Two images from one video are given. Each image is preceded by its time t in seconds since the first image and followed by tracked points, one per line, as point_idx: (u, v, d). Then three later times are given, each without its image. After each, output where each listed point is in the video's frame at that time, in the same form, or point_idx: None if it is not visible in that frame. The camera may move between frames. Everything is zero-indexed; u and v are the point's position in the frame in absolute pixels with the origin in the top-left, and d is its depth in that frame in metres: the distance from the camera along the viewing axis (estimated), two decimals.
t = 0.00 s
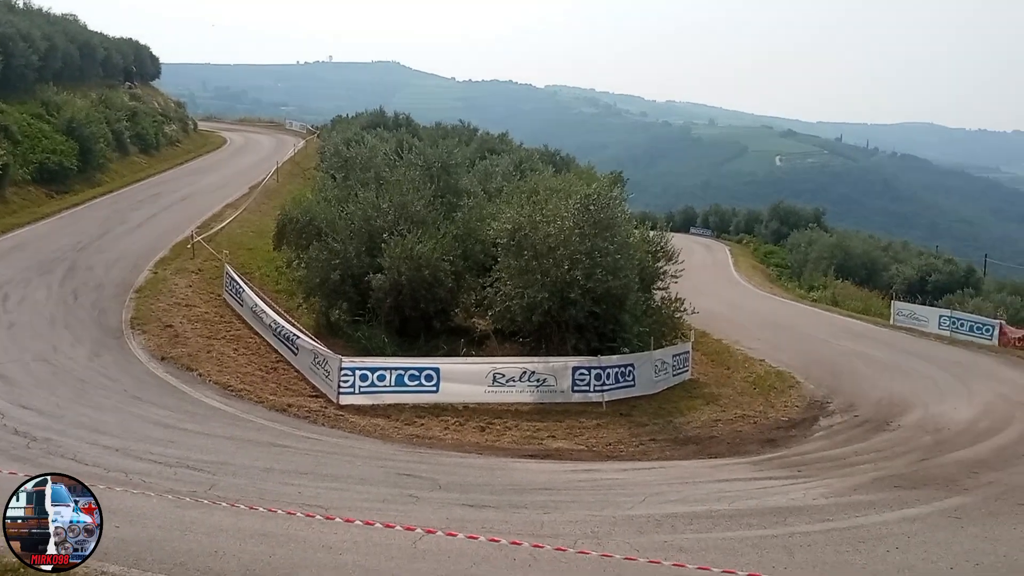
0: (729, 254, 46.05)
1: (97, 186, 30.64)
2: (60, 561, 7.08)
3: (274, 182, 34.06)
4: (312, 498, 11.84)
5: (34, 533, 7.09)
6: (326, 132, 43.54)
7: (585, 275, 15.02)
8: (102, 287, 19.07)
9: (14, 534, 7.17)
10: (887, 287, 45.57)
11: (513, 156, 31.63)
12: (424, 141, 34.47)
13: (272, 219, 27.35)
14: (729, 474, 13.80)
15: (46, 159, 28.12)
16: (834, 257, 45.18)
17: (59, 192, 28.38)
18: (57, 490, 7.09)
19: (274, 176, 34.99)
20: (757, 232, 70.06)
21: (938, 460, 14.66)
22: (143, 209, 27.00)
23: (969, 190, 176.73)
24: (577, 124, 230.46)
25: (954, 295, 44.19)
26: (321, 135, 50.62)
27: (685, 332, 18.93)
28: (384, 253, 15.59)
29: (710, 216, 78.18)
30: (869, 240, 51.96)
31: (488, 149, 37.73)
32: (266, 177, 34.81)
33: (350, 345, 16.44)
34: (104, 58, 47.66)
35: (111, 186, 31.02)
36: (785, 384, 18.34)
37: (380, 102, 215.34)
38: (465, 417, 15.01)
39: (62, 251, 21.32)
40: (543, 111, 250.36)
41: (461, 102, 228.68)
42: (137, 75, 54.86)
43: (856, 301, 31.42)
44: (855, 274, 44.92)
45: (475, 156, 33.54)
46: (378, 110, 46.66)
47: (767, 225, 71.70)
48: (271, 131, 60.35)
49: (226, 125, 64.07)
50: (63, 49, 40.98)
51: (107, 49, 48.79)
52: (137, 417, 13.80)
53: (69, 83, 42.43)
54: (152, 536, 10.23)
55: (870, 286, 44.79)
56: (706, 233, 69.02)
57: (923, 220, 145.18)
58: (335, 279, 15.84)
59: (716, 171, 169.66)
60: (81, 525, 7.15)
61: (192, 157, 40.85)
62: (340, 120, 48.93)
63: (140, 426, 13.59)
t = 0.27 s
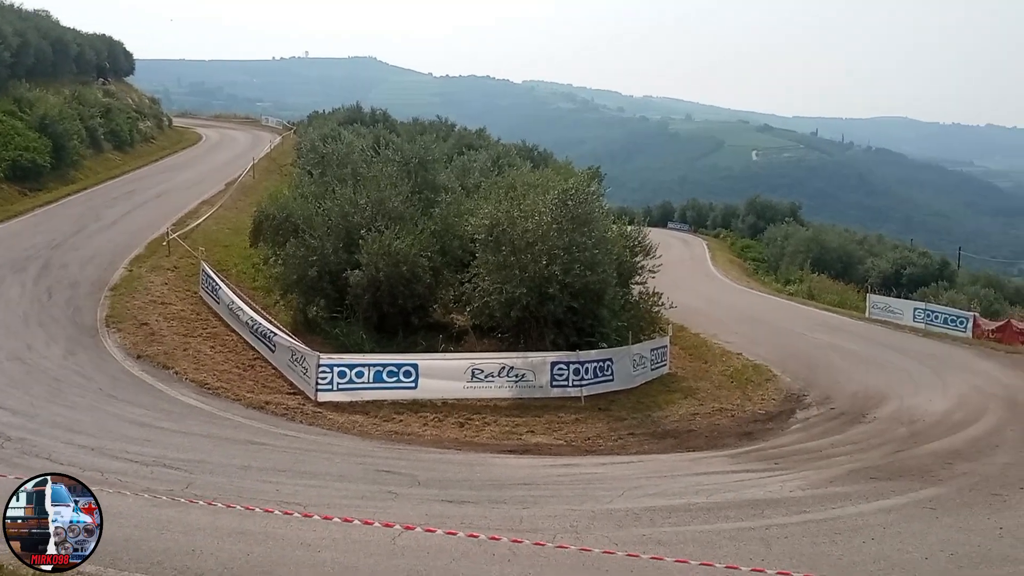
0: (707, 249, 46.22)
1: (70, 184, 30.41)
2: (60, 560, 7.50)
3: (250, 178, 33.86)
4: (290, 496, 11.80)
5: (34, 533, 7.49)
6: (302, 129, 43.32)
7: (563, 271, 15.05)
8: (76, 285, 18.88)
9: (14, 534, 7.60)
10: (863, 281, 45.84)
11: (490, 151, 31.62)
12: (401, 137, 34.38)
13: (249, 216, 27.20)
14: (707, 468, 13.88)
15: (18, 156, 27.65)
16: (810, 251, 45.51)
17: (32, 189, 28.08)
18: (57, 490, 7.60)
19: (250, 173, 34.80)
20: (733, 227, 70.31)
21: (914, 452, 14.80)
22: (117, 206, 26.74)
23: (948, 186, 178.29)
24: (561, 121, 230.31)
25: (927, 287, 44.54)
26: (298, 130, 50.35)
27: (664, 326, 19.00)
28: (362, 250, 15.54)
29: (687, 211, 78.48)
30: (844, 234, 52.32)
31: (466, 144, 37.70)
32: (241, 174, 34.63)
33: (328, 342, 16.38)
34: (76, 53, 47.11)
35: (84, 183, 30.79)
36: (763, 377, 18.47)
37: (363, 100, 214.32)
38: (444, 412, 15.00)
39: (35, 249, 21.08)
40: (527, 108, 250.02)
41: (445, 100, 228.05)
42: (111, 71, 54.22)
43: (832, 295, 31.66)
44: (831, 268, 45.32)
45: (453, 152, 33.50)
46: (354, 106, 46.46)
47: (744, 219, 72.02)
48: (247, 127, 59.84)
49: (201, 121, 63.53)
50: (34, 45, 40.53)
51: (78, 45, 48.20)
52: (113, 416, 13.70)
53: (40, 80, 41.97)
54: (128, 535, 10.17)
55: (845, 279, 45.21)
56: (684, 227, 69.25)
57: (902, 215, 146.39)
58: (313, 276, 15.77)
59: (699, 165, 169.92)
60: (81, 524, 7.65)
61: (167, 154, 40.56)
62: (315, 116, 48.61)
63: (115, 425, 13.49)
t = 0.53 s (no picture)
0: (678, 253, 46.43)
1: (36, 186, 30.11)
2: (60, 560, 8.03)
3: (219, 181, 33.62)
4: (257, 501, 11.74)
5: (34, 533, 7.98)
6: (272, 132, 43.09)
7: (533, 274, 15.08)
8: (41, 289, 18.63)
9: (14, 534, 8.09)
10: (830, 283, 46.27)
11: (462, 155, 31.64)
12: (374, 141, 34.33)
13: (218, 218, 27.00)
14: (677, 470, 13.96)
15: None
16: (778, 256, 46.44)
17: None
18: (56, 490, 8.08)
19: (218, 175, 34.60)
20: (704, 231, 70.76)
21: (881, 453, 14.97)
22: (83, 209, 26.44)
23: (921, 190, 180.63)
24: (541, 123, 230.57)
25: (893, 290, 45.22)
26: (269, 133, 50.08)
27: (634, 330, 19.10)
28: (332, 253, 15.48)
29: (657, 214, 78.94)
30: (812, 238, 52.89)
31: (437, 147, 37.71)
32: (210, 176, 34.39)
33: (298, 346, 16.28)
34: (41, 54, 46.49)
35: (51, 186, 30.48)
36: (733, 380, 18.60)
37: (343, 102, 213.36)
38: (414, 417, 14.97)
39: None
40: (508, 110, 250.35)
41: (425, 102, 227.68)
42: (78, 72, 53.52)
43: (800, 298, 31.97)
44: (799, 271, 46.22)
45: (424, 155, 33.47)
46: (325, 108, 46.33)
47: (714, 223, 72.60)
48: (217, 130, 59.34)
49: (170, 124, 62.97)
50: None
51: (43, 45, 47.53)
52: (79, 422, 13.55)
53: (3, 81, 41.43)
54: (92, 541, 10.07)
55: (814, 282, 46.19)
56: (655, 231, 69.68)
57: (877, 219, 148.09)
58: (282, 279, 15.67)
59: (678, 167, 170.72)
60: (80, 525, 8.14)
61: (135, 156, 40.22)
62: (286, 118, 48.31)
63: (81, 431, 13.33)
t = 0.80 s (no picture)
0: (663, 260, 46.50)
1: (19, 194, 29.84)
2: (60, 559, 8.36)
3: (203, 189, 33.45)
4: (241, 510, 11.64)
5: (35, 533, 8.26)
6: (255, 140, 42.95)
7: (519, 282, 15.08)
8: (22, 297, 18.43)
9: (15, 533, 8.37)
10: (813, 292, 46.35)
11: (446, 163, 31.63)
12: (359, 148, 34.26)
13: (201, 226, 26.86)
14: (663, 478, 13.97)
15: None
16: (763, 263, 46.33)
17: None
18: (56, 490, 8.25)
19: (202, 183, 34.41)
20: (687, 238, 71.05)
21: (865, 460, 15.03)
22: (65, 216, 26.23)
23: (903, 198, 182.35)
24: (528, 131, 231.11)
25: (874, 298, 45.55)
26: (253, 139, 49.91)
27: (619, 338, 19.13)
28: (316, 260, 15.40)
29: (642, 222, 79.14)
30: (795, 245, 53.25)
31: (422, 154, 37.71)
32: (194, 184, 34.19)
33: (281, 354, 16.19)
34: (21, 59, 46.08)
35: (34, 194, 30.20)
36: (719, 388, 18.64)
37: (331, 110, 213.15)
38: (399, 425, 14.91)
39: None
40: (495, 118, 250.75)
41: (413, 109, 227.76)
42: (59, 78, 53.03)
43: (784, 305, 32.12)
44: (783, 278, 46.04)
45: (409, 163, 33.45)
46: (310, 115, 46.26)
47: (697, 231, 72.85)
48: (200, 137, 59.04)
49: (154, 130, 62.60)
50: None
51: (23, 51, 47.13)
52: (60, 431, 13.41)
53: None
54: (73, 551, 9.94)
55: (797, 289, 45.86)
56: (639, 239, 69.79)
57: (860, 228, 149.10)
58: (266, 287, 15.58)
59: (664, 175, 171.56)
60: (81, 524, 8.38)
61: (118, 163, 39.95)
62: (270, 124, 48.12)
63: (62, 440, 13.19)
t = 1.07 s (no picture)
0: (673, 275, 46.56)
1: (34, 207, 30.01)
2: (60, 559, 8.50)
3: (216, 202, 33.63)
4: (252, 523, 11.63)
5: (35, 533, 8.36)
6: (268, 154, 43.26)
7: (529, 296, 15.10)
8: (36, 309, 18.53)
9: (14, 534, 8.50)
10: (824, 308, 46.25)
11: (458, 177, 31.75)
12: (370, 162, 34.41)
13: (213, 239, 26.98)
14: (674, 494, 13.92)
15: None
16: (774, 279, 46.28)
17: None
18: (56, 491, 8.47)
19: (215, 197, 34.59)
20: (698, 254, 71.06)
21: (877, 478, 14.95)
22: (79, 229, 26.39)
23: (910, 213, 182.15)
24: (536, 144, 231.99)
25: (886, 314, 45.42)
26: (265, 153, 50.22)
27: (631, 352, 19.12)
28: (328, 273, 15.45)
29: (652, 237, 79.16)
30: (806, 261, 53.15)
31: (433, 168, 37.87)
32: (207, 197, 34.38)
33: (293, 367, 16.21)
34: (37, 73, 46.59)
35: (48, 206, 30.38)
36: (730, 403, 18.61)
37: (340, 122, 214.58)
38: (410, 438, 14.90)
39: None
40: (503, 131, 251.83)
41: (421, 122, 229.06)
42: (75, 92, 53.55)
43: (796, 321, 32.07)
44: (793, 294, 46.02)
45: (421, 177, 33.60)
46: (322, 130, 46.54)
47: (708, 246, 72.86)
48: (213, 151, 59.47)
49: (167, 144, 63.09)
50: None
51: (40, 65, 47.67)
52: (73, 443, 13.43)
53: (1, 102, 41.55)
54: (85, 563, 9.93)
55: (808, 305, 45.84)
56: (649, 254, 69.76)
57: (868, 243, 148.77)
58: (278, 300, 15.62)
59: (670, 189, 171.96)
60: (81, 524, 8.57)
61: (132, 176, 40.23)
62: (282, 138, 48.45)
63: (75, 452, 13.21)
